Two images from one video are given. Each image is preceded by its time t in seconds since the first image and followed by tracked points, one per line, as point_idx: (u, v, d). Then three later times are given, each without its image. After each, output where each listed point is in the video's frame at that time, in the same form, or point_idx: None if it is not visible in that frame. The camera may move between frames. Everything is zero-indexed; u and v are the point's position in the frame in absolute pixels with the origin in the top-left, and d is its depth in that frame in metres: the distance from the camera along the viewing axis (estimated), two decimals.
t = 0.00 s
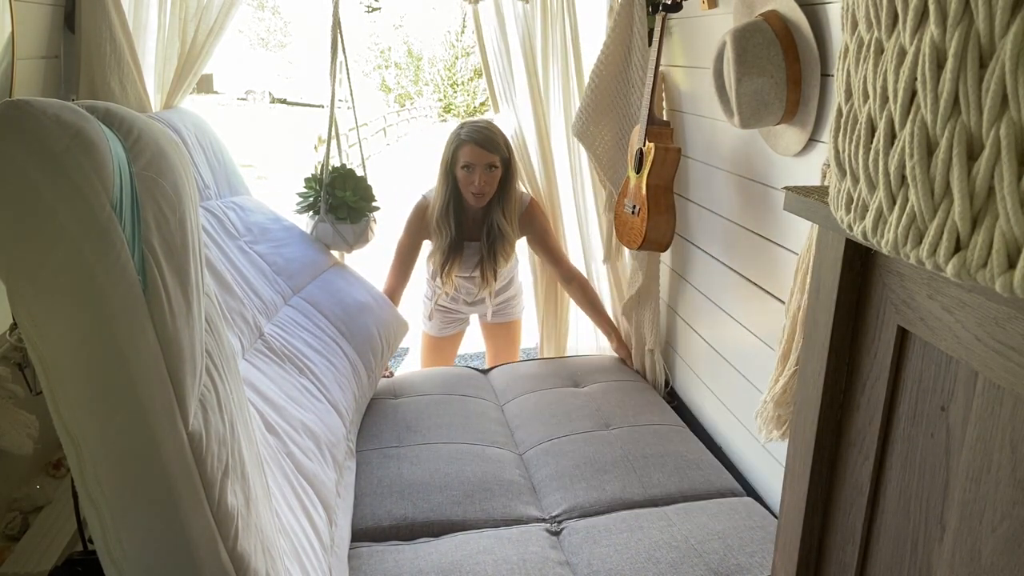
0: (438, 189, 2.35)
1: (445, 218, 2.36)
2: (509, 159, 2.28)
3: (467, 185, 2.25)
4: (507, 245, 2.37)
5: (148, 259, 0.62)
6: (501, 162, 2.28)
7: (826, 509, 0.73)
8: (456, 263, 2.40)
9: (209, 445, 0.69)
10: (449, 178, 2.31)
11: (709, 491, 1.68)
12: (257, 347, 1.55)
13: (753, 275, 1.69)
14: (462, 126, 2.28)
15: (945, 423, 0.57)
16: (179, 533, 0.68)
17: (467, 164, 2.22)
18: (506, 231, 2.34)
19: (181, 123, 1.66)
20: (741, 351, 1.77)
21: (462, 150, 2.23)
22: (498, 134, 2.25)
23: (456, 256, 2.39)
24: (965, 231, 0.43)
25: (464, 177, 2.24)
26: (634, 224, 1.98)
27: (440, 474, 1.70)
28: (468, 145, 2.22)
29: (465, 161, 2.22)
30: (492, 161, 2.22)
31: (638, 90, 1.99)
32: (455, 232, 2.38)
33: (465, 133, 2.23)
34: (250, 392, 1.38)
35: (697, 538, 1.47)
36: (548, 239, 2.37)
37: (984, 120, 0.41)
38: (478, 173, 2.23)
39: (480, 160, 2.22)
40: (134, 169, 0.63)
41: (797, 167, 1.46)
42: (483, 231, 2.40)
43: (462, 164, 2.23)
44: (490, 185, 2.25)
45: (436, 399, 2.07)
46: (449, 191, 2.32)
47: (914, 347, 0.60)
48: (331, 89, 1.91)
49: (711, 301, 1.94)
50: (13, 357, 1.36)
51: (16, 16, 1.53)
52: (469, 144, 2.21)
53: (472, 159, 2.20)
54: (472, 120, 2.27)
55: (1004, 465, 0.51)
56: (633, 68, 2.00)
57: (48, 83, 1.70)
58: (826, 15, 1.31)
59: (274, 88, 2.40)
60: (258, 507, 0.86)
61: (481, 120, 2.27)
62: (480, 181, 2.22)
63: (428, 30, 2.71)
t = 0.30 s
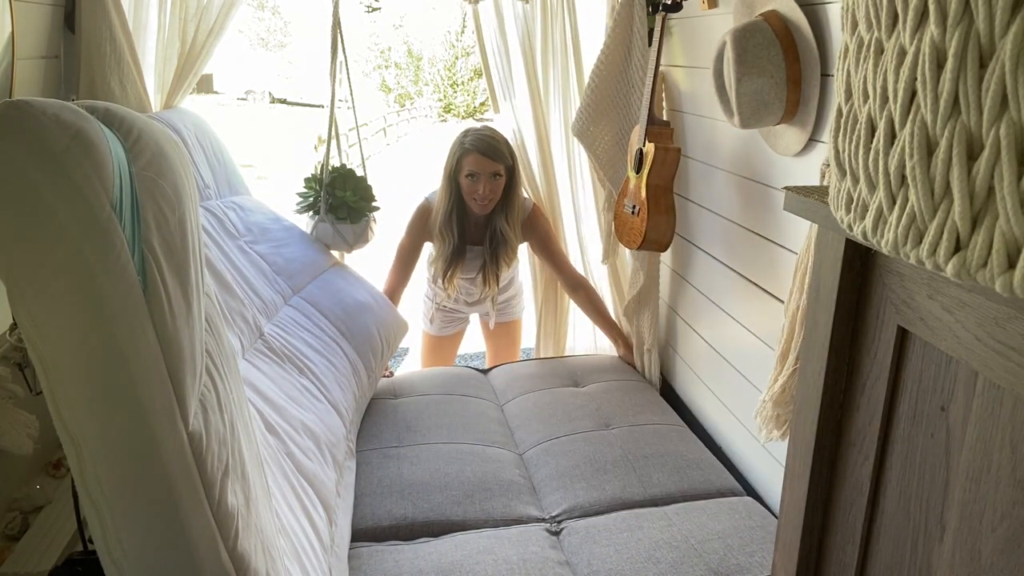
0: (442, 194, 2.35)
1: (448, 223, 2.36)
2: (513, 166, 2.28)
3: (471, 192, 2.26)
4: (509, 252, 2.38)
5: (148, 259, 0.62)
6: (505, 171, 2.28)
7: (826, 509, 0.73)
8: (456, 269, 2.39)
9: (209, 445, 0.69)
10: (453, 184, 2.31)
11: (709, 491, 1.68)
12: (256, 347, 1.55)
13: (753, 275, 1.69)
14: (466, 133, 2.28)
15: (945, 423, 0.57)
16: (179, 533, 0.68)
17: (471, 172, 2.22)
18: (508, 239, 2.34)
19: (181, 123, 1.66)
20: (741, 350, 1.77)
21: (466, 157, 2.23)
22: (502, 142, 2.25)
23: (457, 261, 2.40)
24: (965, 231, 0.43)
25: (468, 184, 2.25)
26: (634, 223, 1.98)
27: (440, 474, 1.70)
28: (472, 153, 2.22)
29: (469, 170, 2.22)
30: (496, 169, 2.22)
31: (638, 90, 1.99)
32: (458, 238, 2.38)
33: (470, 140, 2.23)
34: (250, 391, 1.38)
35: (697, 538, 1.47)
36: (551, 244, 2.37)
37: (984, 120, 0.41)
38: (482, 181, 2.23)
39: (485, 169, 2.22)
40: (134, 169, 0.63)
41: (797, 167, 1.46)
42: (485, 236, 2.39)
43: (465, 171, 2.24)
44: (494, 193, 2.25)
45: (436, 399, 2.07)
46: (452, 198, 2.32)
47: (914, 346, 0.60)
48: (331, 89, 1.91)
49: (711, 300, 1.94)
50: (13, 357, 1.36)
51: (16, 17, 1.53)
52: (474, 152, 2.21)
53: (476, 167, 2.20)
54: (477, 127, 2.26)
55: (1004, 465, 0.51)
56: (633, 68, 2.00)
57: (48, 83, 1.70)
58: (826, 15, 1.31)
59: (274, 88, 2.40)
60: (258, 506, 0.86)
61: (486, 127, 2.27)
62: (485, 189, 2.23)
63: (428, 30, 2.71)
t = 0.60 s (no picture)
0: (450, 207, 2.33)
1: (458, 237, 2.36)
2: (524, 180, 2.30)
3: (489, 214, 2.26)
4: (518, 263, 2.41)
5: (148, 259, 0.62)
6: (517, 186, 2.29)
7: (826, 509, 0.73)
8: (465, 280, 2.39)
9: (209, 445, 0.69)
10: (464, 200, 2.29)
11: (709, 491, 1.68)
12: (256, 347, 1.55)
13: (752, 275, 1.69)
14: (477, 151, 2.25)
15: (945, 423, 0.57)
16: (179, 534, 0.68)
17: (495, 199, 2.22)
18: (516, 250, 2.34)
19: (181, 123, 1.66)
20: (741, 350, 1.77)
21: (486, 181, 2.22)
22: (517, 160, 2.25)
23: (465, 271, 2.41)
24: (965, 231, 0.43)
25: (485, 206, 2.25)
26: (634, 223, 1.98)
27: (440, 474, 1.70)
28: (493, 177, 2.21)
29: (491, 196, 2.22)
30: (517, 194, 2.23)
31: (638, 90, 1.99)
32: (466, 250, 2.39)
33: (488, 162, 2.21)
34: (250, 391, 1.38)
35: (697, 538, 1.47)
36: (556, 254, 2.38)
37: (984, 120, 0.41)
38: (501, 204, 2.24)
39: (506, 194, 2.22)
40: (134, 169, 0.63)
41: (797, 167, 1.46)
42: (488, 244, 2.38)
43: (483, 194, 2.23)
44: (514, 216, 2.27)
45: (436, 399, 2.07)
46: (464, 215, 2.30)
47: (914, 346, 0.60)
48: (331, 89, 1.91)
49: (711, 300, 1.94)
50: (13, 357, 1.36)
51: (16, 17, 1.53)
52: (495, 177, 2.21)
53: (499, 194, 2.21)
54: (492, 146, 2.24)
55: (1004, 465, 0.51)
56: (633, 69, 2.00)
57: (48, 83, 1.70)
58: (826, 15, 1.31)
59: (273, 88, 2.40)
60: (258, 506, 0.86)
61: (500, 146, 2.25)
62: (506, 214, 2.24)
63: (428, 30, 2.72)
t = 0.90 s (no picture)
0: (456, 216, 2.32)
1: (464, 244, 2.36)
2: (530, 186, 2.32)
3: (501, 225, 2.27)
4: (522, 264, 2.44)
5: (148, 260, 0.62)
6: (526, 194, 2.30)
7: (826, 508, 0.73)
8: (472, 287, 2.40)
9: (208, 445, 0.69)
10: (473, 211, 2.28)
11: (709, 491, 1.68)
12: (256, 347, 1.55)
13: (753, 275, 1.69)
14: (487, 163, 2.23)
15: (945, 423, 0.57)
16: (179, 534, 0.68)
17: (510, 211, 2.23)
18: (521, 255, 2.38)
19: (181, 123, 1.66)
20: (741, 350, 1.77)
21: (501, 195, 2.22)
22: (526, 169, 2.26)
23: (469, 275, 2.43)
24: (965, 231, 0.43)
25: (498, 216, 2.26)
26: (634, 223, 1.98)
27: (441, 474, 1.70)
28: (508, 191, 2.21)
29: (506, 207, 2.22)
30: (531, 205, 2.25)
31: (638, 90, 1.99)
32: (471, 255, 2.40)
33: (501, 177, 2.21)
34: (250, 391, 1.38)
35: (697, 538, 1.47)
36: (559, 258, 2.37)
37: (983, 120, 0.41)
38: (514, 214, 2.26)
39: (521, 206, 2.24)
40: (134, 169, 0.63)
41: (797, 167, 1.46)
42: (493, 251, 2.38)
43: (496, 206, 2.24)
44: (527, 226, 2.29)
45: (436, 399, 2.07)
46: (473, 226, 2.27)
47: (914, 346, 0.60)
48: (331, 88, 1.91)
49: (711, 300, 1.94)
50: (13, 357, 1.36)
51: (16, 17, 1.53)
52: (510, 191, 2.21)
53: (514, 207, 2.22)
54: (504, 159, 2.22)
55: (1004, 465, 0.51)
56: (632, 69, 2.00)
57: (48, 83, 1.70)
58: (826, 16, 1.31)
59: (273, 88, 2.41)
60: (258, 506, 0.86)
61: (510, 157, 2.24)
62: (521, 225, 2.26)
63: (428, 30, 2.73)
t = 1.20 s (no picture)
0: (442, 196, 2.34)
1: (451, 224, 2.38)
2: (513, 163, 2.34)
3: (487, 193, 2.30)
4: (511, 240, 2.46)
5: (148, 259, 0.62)
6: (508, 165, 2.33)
7: (826, 508, 0.73)
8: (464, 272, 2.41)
9: (208, 446, 0.69)
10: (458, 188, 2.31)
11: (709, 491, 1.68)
12: (256, 347, 1.55)
13: (753, 275, 1.69)
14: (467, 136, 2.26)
15: (945, 423, 0.57)
16: (179, 534, 0.68)
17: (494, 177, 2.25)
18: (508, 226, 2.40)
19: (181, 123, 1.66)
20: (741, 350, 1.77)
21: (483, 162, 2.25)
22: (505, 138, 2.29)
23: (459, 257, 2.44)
24: (965, 231, 0.43)
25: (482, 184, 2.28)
26: (634, 223, 1.98)
27: (440, 474, 1.70)
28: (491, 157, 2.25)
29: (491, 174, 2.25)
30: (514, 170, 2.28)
31: (638, 90, 1.99)
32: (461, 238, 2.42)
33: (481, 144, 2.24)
34: (250, 391, 1.38)
35: (697, 538, 1.47)
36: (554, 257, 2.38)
37: (984, 120, 0.41)
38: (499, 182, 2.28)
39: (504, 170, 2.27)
40: (134, 168, 0.63)
41: (798, 167, 1.46)
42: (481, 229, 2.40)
43: (480, 174, 2.26)
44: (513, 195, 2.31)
45: (435, 399, 2.07)
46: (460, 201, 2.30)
47: (914, 346, 0.60)
48: (331, 88, 1.91)
49: (711, 301, 1.93)
50: (13, 357, 1.36)
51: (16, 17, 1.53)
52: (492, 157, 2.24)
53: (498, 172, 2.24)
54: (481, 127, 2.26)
55: (1004, 465, 0.51)
56: (633, 69, 1.99)
57: (48, 83, 1.70)
58: (826, 16, 1.31)
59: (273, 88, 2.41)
60: (258, 506, 0.86)
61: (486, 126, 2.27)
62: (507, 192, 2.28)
63: (428, 29, 2.72)
